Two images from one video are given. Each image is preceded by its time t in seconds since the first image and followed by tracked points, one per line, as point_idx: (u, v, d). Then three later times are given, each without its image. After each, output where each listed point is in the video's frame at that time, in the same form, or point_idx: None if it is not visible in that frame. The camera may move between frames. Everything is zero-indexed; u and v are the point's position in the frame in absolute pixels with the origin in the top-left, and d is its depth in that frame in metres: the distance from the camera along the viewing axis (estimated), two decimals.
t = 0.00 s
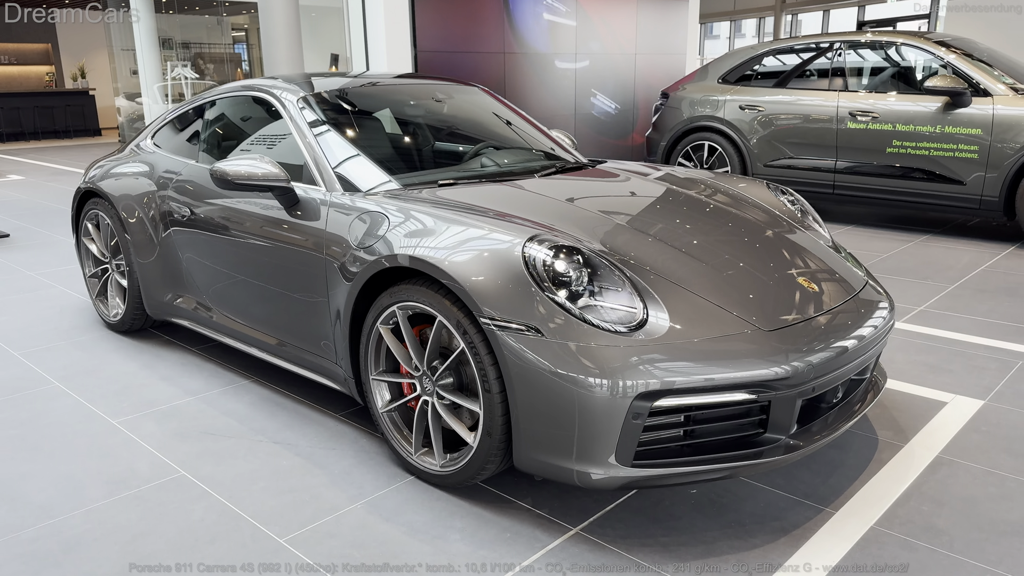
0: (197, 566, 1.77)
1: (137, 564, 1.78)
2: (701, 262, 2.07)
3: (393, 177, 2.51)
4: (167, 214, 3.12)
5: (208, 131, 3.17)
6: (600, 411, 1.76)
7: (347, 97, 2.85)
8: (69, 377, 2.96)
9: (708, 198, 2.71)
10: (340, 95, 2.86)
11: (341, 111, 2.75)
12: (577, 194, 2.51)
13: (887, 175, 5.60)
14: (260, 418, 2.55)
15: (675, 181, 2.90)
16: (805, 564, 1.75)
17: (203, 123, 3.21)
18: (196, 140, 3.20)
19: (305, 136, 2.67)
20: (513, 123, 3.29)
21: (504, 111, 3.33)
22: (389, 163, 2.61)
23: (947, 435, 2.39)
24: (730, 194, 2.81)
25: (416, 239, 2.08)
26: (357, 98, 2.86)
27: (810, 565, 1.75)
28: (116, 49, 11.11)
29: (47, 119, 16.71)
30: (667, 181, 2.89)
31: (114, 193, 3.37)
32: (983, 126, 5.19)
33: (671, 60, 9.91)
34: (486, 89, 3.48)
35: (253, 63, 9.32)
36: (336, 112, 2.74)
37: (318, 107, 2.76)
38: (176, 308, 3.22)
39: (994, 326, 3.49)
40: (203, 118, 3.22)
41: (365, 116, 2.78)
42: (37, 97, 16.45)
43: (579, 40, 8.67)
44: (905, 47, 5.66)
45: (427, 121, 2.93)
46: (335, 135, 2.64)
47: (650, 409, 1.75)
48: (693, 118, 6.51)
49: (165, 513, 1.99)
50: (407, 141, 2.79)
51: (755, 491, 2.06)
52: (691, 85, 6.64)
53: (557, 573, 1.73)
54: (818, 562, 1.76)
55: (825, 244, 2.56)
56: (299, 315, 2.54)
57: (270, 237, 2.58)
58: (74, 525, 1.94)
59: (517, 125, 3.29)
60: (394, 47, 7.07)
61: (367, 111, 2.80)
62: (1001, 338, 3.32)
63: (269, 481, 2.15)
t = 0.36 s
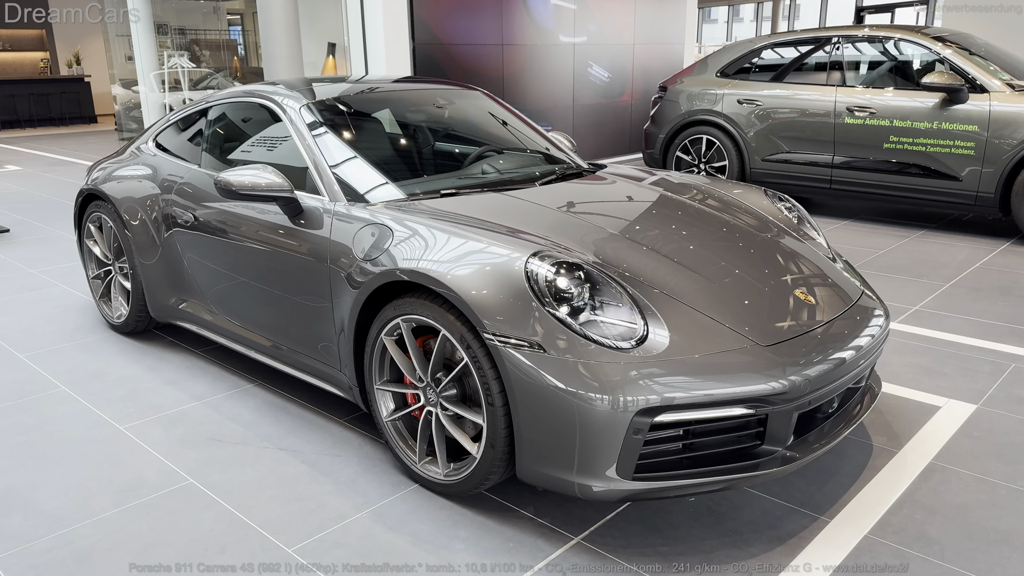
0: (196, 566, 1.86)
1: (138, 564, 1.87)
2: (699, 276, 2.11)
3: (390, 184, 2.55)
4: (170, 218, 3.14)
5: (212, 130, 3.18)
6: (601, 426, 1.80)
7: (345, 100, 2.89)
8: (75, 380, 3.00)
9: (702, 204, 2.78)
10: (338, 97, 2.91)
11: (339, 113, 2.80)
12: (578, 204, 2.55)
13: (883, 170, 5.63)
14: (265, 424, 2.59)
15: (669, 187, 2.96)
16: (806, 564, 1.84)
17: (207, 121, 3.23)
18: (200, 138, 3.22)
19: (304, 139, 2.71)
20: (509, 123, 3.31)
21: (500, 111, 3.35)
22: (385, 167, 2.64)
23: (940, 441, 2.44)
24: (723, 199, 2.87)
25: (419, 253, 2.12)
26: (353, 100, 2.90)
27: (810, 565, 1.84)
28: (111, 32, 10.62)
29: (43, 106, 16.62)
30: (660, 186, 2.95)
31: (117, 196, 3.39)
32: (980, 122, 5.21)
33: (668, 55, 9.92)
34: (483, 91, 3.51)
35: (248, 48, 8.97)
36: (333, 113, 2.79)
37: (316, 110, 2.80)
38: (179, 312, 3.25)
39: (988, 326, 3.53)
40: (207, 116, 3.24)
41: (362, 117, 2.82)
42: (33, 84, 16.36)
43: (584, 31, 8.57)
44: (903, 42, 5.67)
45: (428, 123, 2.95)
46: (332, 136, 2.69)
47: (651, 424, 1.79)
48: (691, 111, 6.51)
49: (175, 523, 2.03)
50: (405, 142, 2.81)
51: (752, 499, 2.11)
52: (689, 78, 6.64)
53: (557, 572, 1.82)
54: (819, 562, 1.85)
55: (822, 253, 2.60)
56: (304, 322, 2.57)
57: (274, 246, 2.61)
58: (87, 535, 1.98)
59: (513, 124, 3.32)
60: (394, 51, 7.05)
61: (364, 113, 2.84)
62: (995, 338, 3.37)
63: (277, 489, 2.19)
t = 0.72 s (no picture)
0: (197, 566, 1.94)
1: (137, 564, 1.95)
2: (699, 288, 2.14)
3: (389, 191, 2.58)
4: (173, 223, 3.16)
5: (216, 131, 3.20)
6: (604, 440, 1.84)
7: (344, 105, 2.93)
8: (81, 385, 3.03)
9: (698, 210, 2.81)
10: (338, 103, 2.94)
11: (339, 118, 2.84)
12: (577, 213, 2.58)
13: (880, 168, 5.66)
14: (270, 430, 2.63)
15: (664, 194, 2.99)
16: (806, 564, 1.92)
17: (211, 122, 3.25)
18: (205, 139, 3.24)
19: (304, 143, 2.75)
20: (506, 126, 3.34)
21: (496, 114, 3.38)
22: (382, 172, 2.67)
23: (935, 447, 2.48)
24: (717, 205, 2.92)
25: (423, 266, 2.15)
26: (352, 106, 2.93)
27: (810, 565, 1.91)
28: (107, 26, 10.14)
29: (39, 98, 16.54)
30: (656, 193, 2.99)
31: (119, 201, 3.41)
32: (976, 122, 5.24)
33: (666, 53, 9.93)
34: (480, 94, 3.53)
35: (244, 38, 8.85)
36: (330, 117, 2.84)
37: (315, 116, 2.83)
38: (183, 317, 3.28)
39: (982, 329, 3.58)
40: (211, 116, 3.26)
41: (362, 123, 2.85)
42: (28, 76, 16.29)
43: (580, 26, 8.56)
44: (900, 40, 5.68)
45: (428, 128, 2.98)
46: (331, 140, 2.72)
47: (652, 439, 1.83)
48: (689, 109, 6.53)
49: (184, 532, 2.07)
50: (401, 146, 2.82)
51: (750, 507, 2.15)
52: (687, 76, 6.66)
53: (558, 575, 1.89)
54: (819, 562, 1.92)
55: (818, 261, 2.64)
56: (309, 332, 2.60)
57: (279, 256, 2.63)
58: (99, 545, 2.02)
59: (509, 127, 3.34)
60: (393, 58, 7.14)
61: (364, 118, 2.88)
62: (989, 342, 3.41)
63: (284, 497, 2.23)
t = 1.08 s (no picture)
0: (197, 566, 1.98)
1: (136, 564, 1.99)
2: (696, 292, 2.17)
3: (388, 195, 2.60)
4: (175, 225, 3.17)
5: (217, 132, 3.21)
6: (606, 446, 1.87)
7: (344, 108, 2.95)
8: (84, 387, 3.05)
9: (694, 213, 2.84)
10: (338, 107, 2.96)
11: (339, 121, 2.85)
12: (575, 217, 2.60)
13: (875, 166, 5.69)
14: (274, 433, 2.66)
15: (659, 196, 3.01)
16: (807, 564, 1.96)
17: (211, 122, 3.26)
18: (206, 140, 3.25)
19: (305, 145, 2.77)
20: (504, 126, 3.36)
21: (493, 114, 3.40)
22: (380, 175, 2.68)
23: (929, 448, 2.52)
24: (711, 207, 2.95)
25: (425, 273, 2.18)
26: (352, 109, 2.95)
27: (811, 565, 1.96)
28: (101, 19, 10.02)
29: (34, 92, 16.49)
30: (652, 195, 3.01)
31: (121, 203, 3.42)
32: (971, 121, 5.26)
33: (663, 49, 9.93)
34: (477, 95, 3.55)
35: (240, 31, 8.86)
36: (329, 119, 2.86)
37: (315, 119, 2.85)
38: (185, 319, 3.30)
39: (977, 329, 3.61)
40: (211, 117, 3.27)
41: (362, 125, 2.87)
42: (23, 70, 16.24)
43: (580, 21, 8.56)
44: (895, 39, 5.71)
45: (428, 130, 2.99)
46: (330, 141, 2.74)
47: (652, 444, 1.86)
48: (686, 106, 6.55)
49: (190, 536, 2.10)
50: (399, 147, 2.83)
51: (748, 509, 2.19)
52: (684, 73, 6.67)
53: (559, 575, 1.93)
54: (820, 562, 1.97)
55: (814, 263, 2.68)
56: (311, 336, 2.61)
57: (282, 260, 2.65)
58: (106, 548, 2.05)
59: (506, 126, 3.36)
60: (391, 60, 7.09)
61: (363, 121, 2.89)
62: (983, 342, 3.44)
63: (289, 500, 2.26)
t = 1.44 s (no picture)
0: (199, 566, 1.99)
1: (137, 565, 2.00)
2: (695, 293, 2.19)
3: (387, 195, 2.61)
4: (175, 225, 3.18)
5: (215, 132, 3.21)
6: (606, 446, 1.89)
7: (342, 109, 2.95)
8: (84, 388, 3.05)
9: (690, 213, 2.86)
10: (337, 107, 2.96)
11: (338, 121, 2.86)
12: (574, 217, 2.61)
13: (871, 165, 5.71)
14: (274, 433, 2.67)
15: (656, 196, 3.03)
16: (806, 564, 1.97)
17: (210, 122, 3.26)
18: (204, 140, 3.25)
19: (304, 146, 2.77)
20: (501, 125, 3.36)
21: (491, 113, 3.41)
22: (378, 175, 2.69)
23: (926, 447, 2.54)
24: (707, 206, 2.97)
25: (425, 274, 2.19)
26: (351, 109, 2.95)
27: (811, 565, 1.97)
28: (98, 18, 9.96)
29: (30, 90, 16.44)
30: (650, 195, 3.03)
31: (121, 203, 3.42)
32: (968, 119, 5.28)
33: (659, 49, 9.94)
34: (474, 94, 3.55)
35: (237, 28, 8.81)
36: (329, 120, 2.86)
37: (314, 119, 2.85)
38: (185, 319, 3.30)
39: (973, 328, 3.63)
40: (210, 117, 3.27)
41: (361, 126, 2.87)
42: (19, 68, 16.19)
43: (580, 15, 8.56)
44: (892, 37, 5.73)
45: (426, 130, 3.00)
46: (329, 142, 2.75)
47: (652, 445, 1.88)
48: (683, 104, 6.56)
49: (193, 536, 2.11)
50: (397, 147, 2.84)
51: (747, 509, 2.21)
52: (681, 72, 6.69)
53: None
54: (819, 562, 1.98)
55: (810, 263, 2.69)
56: (312, 337, 2.62)
57: (282, 260, 2.66)
58: (109, 549, 2.07)
59: (504, 126, 3.37)
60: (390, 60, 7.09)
61: (363, 121, 2.90)
62: (980, 341, 3.46)
63: (290, 500, 2.27)
